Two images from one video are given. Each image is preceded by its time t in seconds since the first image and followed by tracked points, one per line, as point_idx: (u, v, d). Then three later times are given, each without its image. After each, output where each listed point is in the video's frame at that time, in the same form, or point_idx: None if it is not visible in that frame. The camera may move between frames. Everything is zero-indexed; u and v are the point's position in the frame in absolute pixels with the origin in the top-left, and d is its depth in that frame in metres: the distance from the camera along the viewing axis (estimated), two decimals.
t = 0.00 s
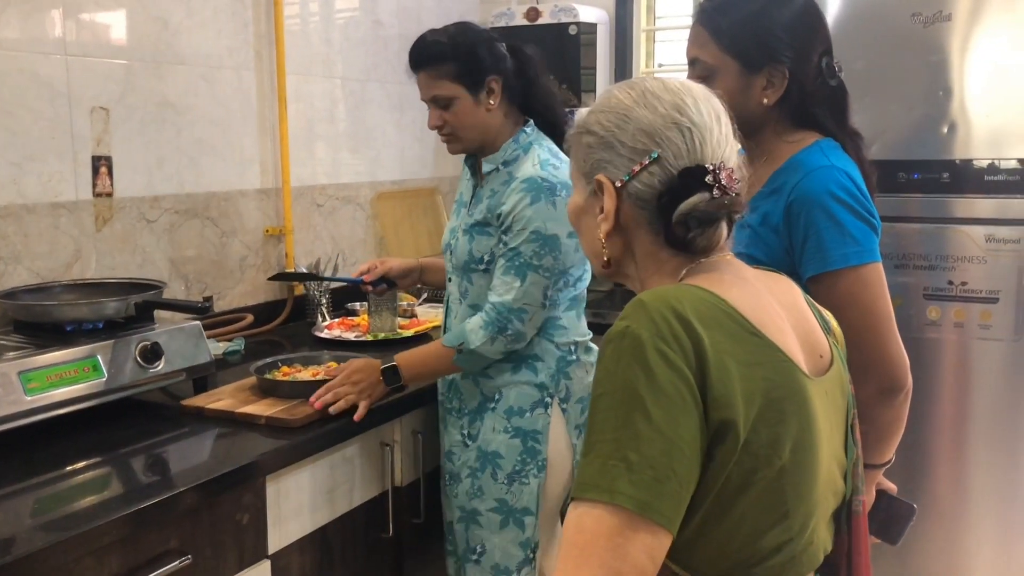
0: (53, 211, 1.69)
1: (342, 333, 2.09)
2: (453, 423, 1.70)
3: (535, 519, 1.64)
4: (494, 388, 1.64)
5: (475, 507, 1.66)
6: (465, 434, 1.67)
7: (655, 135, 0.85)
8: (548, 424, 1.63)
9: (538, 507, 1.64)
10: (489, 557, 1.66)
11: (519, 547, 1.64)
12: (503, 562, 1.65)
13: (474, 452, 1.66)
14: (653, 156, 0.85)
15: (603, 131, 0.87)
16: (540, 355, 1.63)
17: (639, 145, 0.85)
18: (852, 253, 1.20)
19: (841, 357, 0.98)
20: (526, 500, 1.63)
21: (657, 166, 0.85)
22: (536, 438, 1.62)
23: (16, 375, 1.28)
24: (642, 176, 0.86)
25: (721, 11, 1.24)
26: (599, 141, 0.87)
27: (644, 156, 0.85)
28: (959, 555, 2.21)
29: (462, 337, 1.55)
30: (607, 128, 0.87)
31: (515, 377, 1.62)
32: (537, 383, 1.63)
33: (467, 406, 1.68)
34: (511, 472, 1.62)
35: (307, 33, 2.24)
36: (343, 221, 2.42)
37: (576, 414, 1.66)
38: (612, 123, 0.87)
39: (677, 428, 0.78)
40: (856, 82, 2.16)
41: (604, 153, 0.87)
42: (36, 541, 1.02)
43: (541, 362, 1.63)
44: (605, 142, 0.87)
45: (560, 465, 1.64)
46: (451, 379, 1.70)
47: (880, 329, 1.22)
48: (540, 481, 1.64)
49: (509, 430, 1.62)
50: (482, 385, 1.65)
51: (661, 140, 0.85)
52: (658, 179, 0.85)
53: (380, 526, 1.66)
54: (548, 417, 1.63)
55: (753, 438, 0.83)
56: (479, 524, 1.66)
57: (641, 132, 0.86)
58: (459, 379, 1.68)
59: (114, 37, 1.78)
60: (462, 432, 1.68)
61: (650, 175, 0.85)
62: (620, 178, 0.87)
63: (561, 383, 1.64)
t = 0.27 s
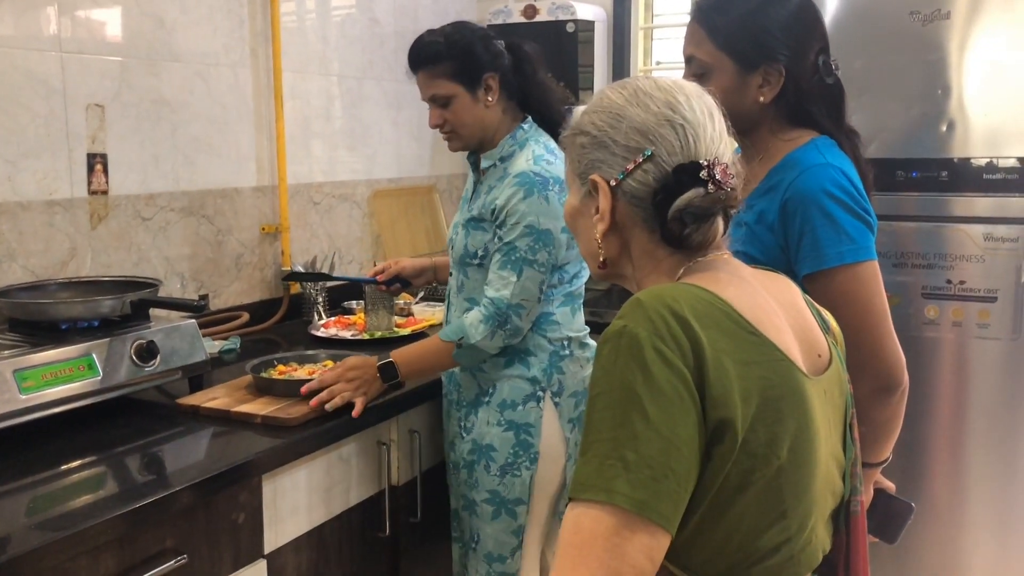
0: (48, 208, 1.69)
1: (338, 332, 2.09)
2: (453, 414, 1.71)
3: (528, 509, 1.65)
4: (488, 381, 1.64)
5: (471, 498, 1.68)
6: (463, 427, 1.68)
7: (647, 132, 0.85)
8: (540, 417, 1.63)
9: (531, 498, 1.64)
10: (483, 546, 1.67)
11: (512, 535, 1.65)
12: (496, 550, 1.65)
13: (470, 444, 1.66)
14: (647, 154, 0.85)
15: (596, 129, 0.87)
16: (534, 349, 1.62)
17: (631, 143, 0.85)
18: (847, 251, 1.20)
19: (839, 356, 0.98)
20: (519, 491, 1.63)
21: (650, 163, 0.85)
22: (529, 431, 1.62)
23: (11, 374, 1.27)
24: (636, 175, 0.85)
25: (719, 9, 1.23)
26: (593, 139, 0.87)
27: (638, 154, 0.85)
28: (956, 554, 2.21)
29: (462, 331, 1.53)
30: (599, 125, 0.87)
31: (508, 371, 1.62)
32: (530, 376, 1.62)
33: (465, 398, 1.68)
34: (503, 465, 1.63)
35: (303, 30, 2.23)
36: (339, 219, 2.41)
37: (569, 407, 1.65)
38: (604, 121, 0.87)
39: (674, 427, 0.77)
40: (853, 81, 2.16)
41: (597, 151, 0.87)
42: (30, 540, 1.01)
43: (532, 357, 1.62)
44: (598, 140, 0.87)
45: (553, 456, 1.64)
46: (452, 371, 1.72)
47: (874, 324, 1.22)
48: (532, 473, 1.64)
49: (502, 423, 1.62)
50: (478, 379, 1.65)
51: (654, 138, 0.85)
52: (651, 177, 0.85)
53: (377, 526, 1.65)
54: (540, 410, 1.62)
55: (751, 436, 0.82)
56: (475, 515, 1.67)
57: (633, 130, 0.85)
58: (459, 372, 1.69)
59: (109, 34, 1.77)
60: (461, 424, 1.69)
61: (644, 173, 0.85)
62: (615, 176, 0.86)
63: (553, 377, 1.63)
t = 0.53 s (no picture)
0: (55, 205, 1.69)
1: (345, 328, 2.09)
2: (470, 408, 1.73)
3: (544, 501, 1.65)
4: (498, 377, 1.65)
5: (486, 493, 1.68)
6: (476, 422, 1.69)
7: (652, 130, 0.85)
8: (551, 412, 1.63)
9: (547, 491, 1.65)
10: (501, 540, 1.67)
11: (531, 526, 1.65)
12: (516, 541, 1.65)
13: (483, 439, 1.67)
14: (651, 152, 0.85)
15: (601, 127, 0.87)
16: (541, 344, 1.63)
17: (635, 141, 0.85)
18: (852, 247, 1.20)
19: (843, 350, 0.98)
20: (534, 484, 1.64)
21: (654, 162, 0.85)
22: (540, 426, 1.63)
23: (19, 369, 1.28)
24: (640, 172, 0.85)
25: (724, 5, 1.23)
26: (597, 137, 0.87)
27: (641, 152, 0.85)
28: (963, 551, 2.21)
29: (471, 325, 1.55)
30: (605, 123, 0.87)
31: (516, 366, 1.63)
32: (539, 371, 1.63)
33: (477, 393, 1.69)
34: (516, 459, 1.63)
35: (309, 28, 2.24)
36: (345, 216, 2.42)
37: (579, 402, 1.66)
38: (610, 118, 0.87)
39: (678, 423, 0.78)
40: (860, 77, 2.15)
41: (602, 149, 0.87)
42: (39, 535, 1.02)
43: (541, 352, 1.63)
44: (602, 137, 0.87)
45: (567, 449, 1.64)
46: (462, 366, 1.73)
47: (882, 321, 1.22)
48: (545, 467, 1.64)
49: (513, 418, 1.63)
50: (488, 374, 1.67)
51: (658, 136, 0.85)
52: (655, 175, 0.85)
53: (383, 522, 1.66)
54: (551, 405, 1.63)
55: (755, 431, 0.82)
56: (491, 510, 1.67)
57: (637, 128, 0.85)
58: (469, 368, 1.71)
59: (116, 31, 1.78)
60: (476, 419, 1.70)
61: (648, 171, 0.85)
62: (618, 174, 0.86)
63: (563, 372, 1.64)
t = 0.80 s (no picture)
0: (73, 200, 1.71)
1: (360, 322, 2.10)
2: (485, 404, 1.72)
3: (560, 498, 1.64)
4: (514, 372, 1.65)
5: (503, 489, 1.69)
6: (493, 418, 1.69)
7: (666, 125, 0.84)
8: (567, 408, 1.63)
9: (563, 487, 1.64)
10: (518, 535, 1.68)
11: (548, 523, 1.65)
12: (532, 537, 1.66)
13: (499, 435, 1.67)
14: (665, 147, 0.84)
15: (616, 122, 0.87)
16: (559, 340, 1.63)
17: (650, 136, 0.85)
18: (871, 242, 1.19)
19: (859, 344, 0.97)
20: (550, 480, 1.64)
21: (668, 157, 0.84)
22: (556, 422, 1.63)
23: (38, 364, 1.29)
24: (654, 168, 0.85)
25: None
26: (611, 132, 0.87)
27: (655, 147, 0.85)
28: (981, 548, 2.19)
29: (492, 321, 1.54)
30: (619, 118, 0.86)
31: (532, 362, 1.63)
32: (556, 366, 1.63)
33: (494, 388, 1.69)
34: (532, 455, 1.63)
35: (324, 23, 2.24)
36: (360, 211, 2.42)
37: (596, 398, 1.66)
38: (624, 114, 0.86)
39: (691, 418, 0.77)
40: (878, 69, 2.14)
41: (616, 144, 0.87)
42: (58, 528, 1.03)
43: (558, 348, 1.63)
44: (617, 133, 0.87)
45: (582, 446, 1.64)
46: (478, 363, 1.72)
47: (901, 318, 1.21)
48: (562, 463, 1.64)
49: (529, 414, 1.63)
50: (504, 369, 1.66)
51: (673, 131, 0.84)
52: (669, 170, 0.85)
53: (399, 515, 1.66)
54: (567, 401, 1.63)
55: (769, 425, 0.82)
56: (507, 505, 1.68)
57: (652, 123, 0.85)
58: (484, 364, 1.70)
59: (133, 27, 1.79)
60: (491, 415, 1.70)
61: (662, 166, 0.85)
62: (632, 170, 0.86)
63: (580, 367, 1.64)
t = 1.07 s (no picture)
0: (92, 196, 1.72)
1: (377, 316, 2.10)
2: (499, 401, 1.71)
3: (572, 495, 1.64)
4: (529, 367, 1.64)
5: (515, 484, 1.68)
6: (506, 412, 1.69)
7: (682, 118, 0.83)
8: (581, 404, 1.63)
9: (575, 484, 1.64)
10: (528, 531, 1.67)
11: (558, 521, 1.64)
12: (542, 534, 1.65)
13: (513, 429, 1.67)
14: (680, 140, 0.83)
15: (632, 115, 0.86)
16: (571, 337, 1.62)
17: (665, 129, 0.84)
18: (892, 234, 1.18)
19: (877, 337, 0.96)
20: (562, 477, 1.63)
21: (684, 149, 0.83)
22: (570, 417, 1.62)
23: (58, 358, 1.30)
24: (670, 160, 0.84)
25: None
26: (627, 126, 0.86)
27: (672, 139, 0.84)
28: (1003, 543, 2.16)
29: (497, 313, 1.55)
30: (634, 111, 0.86)
31: (547, 357, 1.63)
32: (570, 363, 1.62)
33: (509, 383, 1.68)
34: (545, 450, 1.63)
35: (341, 17, 2.24)
36: (377, 205, 2.42)
37: (610, 394, 1.65)
38: (640, 107, 0.85)
39: (707, 413, 0.77)
40: (898, 60, 2.11)
41: (632, 137, 0.86)
42: (79, 521, 1.04)
43: (572, 344, 1.62)
44: (632, 126, 0.86)
45: (595, 442, 1.64)
46: (493, 359, 1.71)
47: (920, 314, 1.19)
48: (575, 460, 1.64)
49: (543, 409, 1.62)
50: (519, 364, 1.66)
51: (689, 124, 0.83)
52: (685, 163, 0.84)
53: (416, 509, 1.66)
54: (581, 397, 1.63)
55: (786, 419, 0.81)
56: (519, 500, 1.68)
57: (668, 116, 0.84)
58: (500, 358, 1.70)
59: (150, 23, 1.79)
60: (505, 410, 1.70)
61: (678, 159, 0.84)
62: (648, 163, 0.85)
63: (593, 364, 1.63)
